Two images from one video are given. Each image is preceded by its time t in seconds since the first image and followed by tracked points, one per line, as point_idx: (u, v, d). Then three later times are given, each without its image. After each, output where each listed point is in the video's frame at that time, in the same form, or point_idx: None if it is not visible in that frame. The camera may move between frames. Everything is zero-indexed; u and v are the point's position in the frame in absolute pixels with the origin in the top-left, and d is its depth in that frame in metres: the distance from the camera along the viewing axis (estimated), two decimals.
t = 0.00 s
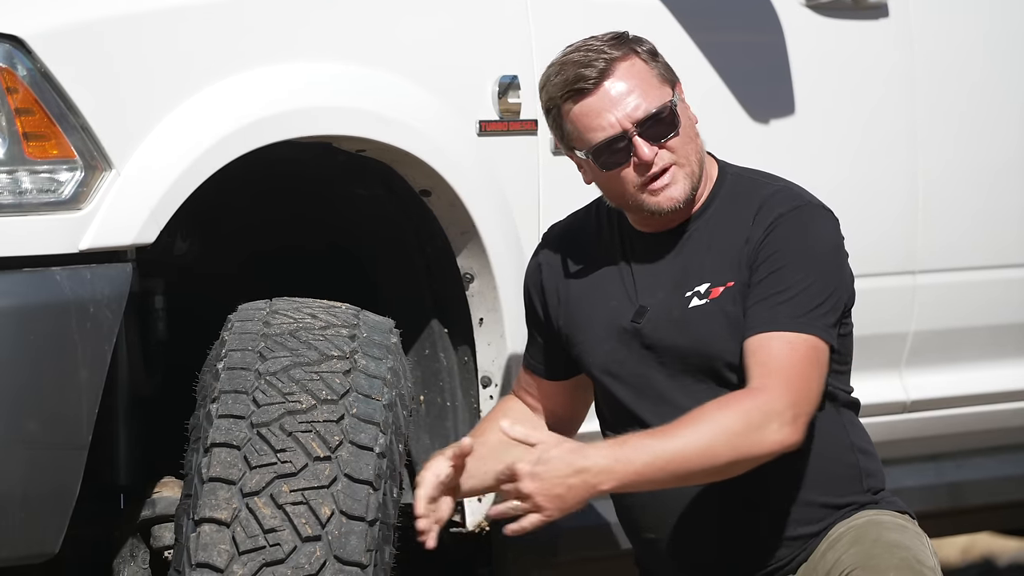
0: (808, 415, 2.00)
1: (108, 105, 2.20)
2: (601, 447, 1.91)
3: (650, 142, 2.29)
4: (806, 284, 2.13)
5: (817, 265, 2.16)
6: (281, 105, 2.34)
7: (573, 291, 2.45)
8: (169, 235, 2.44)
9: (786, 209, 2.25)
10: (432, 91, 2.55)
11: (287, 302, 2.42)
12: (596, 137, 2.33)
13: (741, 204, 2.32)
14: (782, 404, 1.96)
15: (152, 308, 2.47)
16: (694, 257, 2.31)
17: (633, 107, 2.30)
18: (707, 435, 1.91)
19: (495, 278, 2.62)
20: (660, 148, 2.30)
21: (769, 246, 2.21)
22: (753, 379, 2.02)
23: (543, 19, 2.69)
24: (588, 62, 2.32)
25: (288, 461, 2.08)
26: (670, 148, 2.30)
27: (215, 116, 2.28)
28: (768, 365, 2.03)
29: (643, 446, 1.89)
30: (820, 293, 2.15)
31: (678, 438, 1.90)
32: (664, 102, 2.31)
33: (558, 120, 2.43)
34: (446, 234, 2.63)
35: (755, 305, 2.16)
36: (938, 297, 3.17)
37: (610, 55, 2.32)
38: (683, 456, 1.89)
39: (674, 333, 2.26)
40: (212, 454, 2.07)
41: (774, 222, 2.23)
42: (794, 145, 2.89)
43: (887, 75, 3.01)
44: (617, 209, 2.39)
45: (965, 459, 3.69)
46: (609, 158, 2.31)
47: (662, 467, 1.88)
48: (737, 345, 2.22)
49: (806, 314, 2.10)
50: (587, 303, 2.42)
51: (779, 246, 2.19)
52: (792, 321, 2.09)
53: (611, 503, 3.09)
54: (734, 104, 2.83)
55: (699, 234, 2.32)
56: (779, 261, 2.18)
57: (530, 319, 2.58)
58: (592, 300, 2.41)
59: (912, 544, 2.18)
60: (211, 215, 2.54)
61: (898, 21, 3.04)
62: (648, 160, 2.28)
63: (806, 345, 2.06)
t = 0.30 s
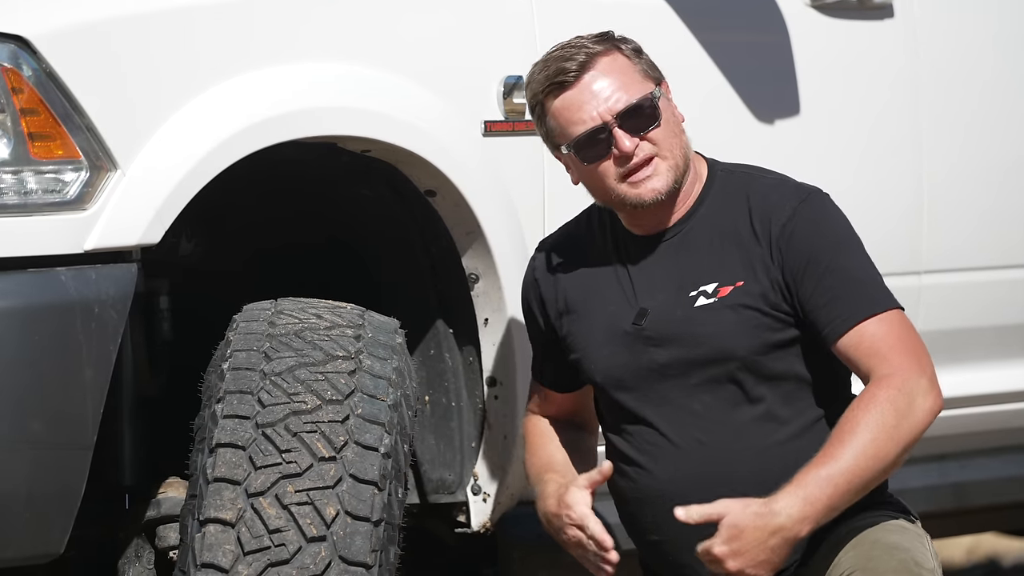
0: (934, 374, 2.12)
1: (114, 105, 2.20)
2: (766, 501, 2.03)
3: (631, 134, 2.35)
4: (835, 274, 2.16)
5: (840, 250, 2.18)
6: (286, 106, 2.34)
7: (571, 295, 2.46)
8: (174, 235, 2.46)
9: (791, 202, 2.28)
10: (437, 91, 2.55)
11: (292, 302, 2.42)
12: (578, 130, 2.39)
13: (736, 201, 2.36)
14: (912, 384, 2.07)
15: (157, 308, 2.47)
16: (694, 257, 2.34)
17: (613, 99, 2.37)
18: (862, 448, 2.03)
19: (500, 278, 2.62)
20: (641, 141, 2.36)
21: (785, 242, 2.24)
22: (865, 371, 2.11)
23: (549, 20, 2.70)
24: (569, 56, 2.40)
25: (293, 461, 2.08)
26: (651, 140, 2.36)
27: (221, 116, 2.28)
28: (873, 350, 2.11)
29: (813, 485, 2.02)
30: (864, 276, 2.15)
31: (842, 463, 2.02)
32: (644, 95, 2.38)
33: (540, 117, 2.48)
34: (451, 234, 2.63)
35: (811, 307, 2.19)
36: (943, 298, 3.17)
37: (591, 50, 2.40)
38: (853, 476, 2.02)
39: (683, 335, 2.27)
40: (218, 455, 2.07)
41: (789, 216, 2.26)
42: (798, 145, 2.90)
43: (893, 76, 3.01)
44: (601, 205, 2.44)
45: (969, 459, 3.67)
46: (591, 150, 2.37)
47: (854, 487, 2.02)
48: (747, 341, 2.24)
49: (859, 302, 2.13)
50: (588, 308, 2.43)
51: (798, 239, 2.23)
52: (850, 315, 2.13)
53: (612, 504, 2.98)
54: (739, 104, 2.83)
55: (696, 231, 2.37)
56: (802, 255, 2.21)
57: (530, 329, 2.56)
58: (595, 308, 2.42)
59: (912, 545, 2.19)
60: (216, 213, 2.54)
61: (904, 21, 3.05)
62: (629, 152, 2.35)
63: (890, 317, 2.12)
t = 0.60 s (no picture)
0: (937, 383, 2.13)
1: (118, 105, 2.20)
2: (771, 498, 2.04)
3: (647, 123, 2.36)
4: (845, 277, 2.17)
5: (851, 253, 2.19)
6: (289, 106, 2.34)
7: (578, 293, 2.45)
8: (177, 236, 2.45)
9: (803, 202, 2.28)
10: (440, 91, 2.55)
11: (295, 302, 2.42)
12: (595, 115, 2.40)
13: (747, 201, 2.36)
14: (918, 393, 2.07)
15: (160, 308, 2.47)
16: (705, 255, 2.33)
17: (632, 87, 2.38)
18: (867, 450, 2.03)
19: (503, 278, 2.62)
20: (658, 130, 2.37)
21: (797, 243, 2.24)
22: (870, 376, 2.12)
23: (551, 20, 2.70)
24: (591, 41, 2.42)
25: (295, 461, 2.08)
26: (667, 130, 2.36)
27: (224, 116, 2.28)
28: (880, 356, 2.11)
29: (817, 483, 2.02)
30: (875, 279, 2.16)
31: (846, 463, 2.02)
32: (664, 86, 2.39)
33: (558, 102, 2.50)
34: (454, 234, 2.63)
35: (821, 308, 2.20)
36: (947, 298, 3.16)
37: (613, 38, 2.42)
38: (856, 477, 2.02)
39: (697, 335, 2.26)
40: (221, 455, 2.07)
41: (800, 218, 2.26)
42: (801, 146, 2.89)
43: (896, 77, 3.01)
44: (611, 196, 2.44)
45: (972, 459, 3.69)
46: (607, 135, 2.38)
47: (855, 487, 2.02)
48: (760, 340, 2.24)
49: (869, 305, 2.13)
50: (596, 306, 2.42)
51: (809, 241, 2.23)
52: (860, 318, 2.13)
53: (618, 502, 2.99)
54: (743, 105, 2.83)
55: (707, 229, 2.36)
56: (814, 257, 2.21)
57: (532, 327, 2.57)
58: (604, 307, 2.41)
59: (919, 543, 2.18)
60: (219, 214, 2.54)
61: (907, 22, 3.05)
62: (644, 139, 2.35)
63: (897, 325, 2.12)
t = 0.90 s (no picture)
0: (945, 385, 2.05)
1: (121, 108, 2.21)
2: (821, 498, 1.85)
3: (698, 105, 2.29)
4: (851, 279, 2.09)
5: (856, 256, 2.11)
6: (292, 108, 2.34)
7: (575, 292, 2.35)
8: (179, 238, 2.45)
9: (808, 204, 2.20)
10: (442, 93, 2.55)
11: (297, 304, 2.41)
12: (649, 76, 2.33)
13: (749, 201, 2.27)
14: (936, 380, 1.99)
15: (162, 310, 2.47)
16: (706, 254, 2.24)
17: (695, 65, 2.30)
18: (905, 436, 1.90)
19: (505, 281, 2.61)
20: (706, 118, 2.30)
21: (803, 244, 2.16)
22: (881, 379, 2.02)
23: (554, 22, 2.70)
24: (675, 6, 2.34)
25: (298, 463, 2.08)
26: (714, 122, 2.29)
27: (227, 118, 2.28)
28: (883, 357, 2.03)
29: (868, 474, 1.85)
30: (880, 283, 2.09)
31: (889, 452, 1.88)
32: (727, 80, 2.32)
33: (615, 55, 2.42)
34: (456, 236, 2.63)
35: (825, 310, 2.12)
36: (950, 300, 3.16)
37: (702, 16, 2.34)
38: (901, 464, 1.88)
39: (693, 335, 2.18)
40: (224, 457, 2.07)
41: (804, 220, 2.18)
42: (804, 147, 2.89)
43: (899, 79, 3.01)
44: (630, 162, 2.36)
45: (976, 462, 3.69)
46: (655, 99, 2.31)
47: (904, 475, 1.87)
48: (758, 340, 2.15)
49: (875, 308, 2.06)
50: (593, 304, 2.31)
51: (815, 243, 2.14)
52: (866, 320, 2.05)
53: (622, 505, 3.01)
54: (745, 107, 2.83)
55: (711, 228, 2.27)
56: (821, 258, 2.13)
57: (523, 329, 2.47)
58: (598, 305, 2.30)
59: (920, 546, 2.17)
60: (222, 216, 2.55)
61: (909, 24, 3.05)
62: (690, 119, 2.28)
63: (904, 327, 2.04)
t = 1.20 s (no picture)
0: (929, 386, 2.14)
1: (122, 107, 2.21)
2: (865, 534, 1.91)
3: (715, 102, 2.29)
4: (864, 285, 2.12)
5: (870, 262, 2.14)
6: (293, 108, 2.34)
7: (583, 283, 2.32)
8: (181, 238, 2.45)
9: (824, 205, 2.21)
10: (443, 93, 2.55)
11: (299, 303, 2.42)
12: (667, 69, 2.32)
13: (761, 200, 2.28)
14: (935, 393, 2.06)
15: (164, 310, 2.46)
16: (717, 251, 2.23)
17: (713, 64, 2.30)
18: (920, 456, 1.98)
19: (507, 281, 2.61)
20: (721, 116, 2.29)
21: (818, 246, 2.17)
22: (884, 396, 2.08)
23: (555, 22, 2.70)
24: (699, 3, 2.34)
25: (299, 463, 2.08)
26: (728, 121, 2.29)
27: (229, 118, 2.28)
28: (883, 373, 2.08)
29: (902, 501, 1.92)
30: (887, 288, 2.14)
31: (913, 475, 1.96)
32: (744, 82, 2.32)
33: (635, 47, 2.42)
34: (458, 235, 2.63)
35: (833, 313, 2.14)
36: (951, 300, 3.16)
37: (727, 15, 2.33)
38: (925, 481, 1.96)
39: (702, 333, 2.18)
40: (225, 457, 2.07)
41: (821, 221, 2.18)
42: (806, 147, 2.89)
43: (900, 78, 3.01)
44: (642, 151, 2.36)
45: (977, 461, 3.69)
46: (672, 93, 2.30)
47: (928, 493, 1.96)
48: (771, 339, 2.15)
49: (885, 316, 2.10)
50: (601, 298, 2.28)
51: (832, 245, 2.16)
52: (876, 328, 2.09)
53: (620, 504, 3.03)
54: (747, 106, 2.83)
55: (722, 225, 2.26)
56: (837, 260, 2.14)
57: (518, 321, 2.43)
58: (608, 299, 2.27)
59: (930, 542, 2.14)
60: (223, 215, 2.55)
61: (911, 24, 3.05)
62: (705, 115, 2.27)
63: (903, 340, 2.10)
